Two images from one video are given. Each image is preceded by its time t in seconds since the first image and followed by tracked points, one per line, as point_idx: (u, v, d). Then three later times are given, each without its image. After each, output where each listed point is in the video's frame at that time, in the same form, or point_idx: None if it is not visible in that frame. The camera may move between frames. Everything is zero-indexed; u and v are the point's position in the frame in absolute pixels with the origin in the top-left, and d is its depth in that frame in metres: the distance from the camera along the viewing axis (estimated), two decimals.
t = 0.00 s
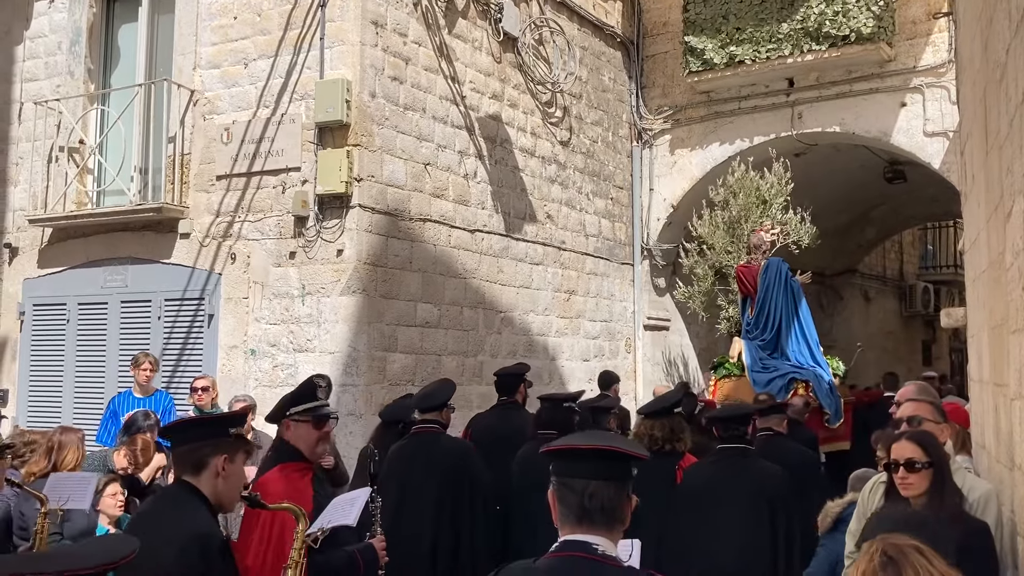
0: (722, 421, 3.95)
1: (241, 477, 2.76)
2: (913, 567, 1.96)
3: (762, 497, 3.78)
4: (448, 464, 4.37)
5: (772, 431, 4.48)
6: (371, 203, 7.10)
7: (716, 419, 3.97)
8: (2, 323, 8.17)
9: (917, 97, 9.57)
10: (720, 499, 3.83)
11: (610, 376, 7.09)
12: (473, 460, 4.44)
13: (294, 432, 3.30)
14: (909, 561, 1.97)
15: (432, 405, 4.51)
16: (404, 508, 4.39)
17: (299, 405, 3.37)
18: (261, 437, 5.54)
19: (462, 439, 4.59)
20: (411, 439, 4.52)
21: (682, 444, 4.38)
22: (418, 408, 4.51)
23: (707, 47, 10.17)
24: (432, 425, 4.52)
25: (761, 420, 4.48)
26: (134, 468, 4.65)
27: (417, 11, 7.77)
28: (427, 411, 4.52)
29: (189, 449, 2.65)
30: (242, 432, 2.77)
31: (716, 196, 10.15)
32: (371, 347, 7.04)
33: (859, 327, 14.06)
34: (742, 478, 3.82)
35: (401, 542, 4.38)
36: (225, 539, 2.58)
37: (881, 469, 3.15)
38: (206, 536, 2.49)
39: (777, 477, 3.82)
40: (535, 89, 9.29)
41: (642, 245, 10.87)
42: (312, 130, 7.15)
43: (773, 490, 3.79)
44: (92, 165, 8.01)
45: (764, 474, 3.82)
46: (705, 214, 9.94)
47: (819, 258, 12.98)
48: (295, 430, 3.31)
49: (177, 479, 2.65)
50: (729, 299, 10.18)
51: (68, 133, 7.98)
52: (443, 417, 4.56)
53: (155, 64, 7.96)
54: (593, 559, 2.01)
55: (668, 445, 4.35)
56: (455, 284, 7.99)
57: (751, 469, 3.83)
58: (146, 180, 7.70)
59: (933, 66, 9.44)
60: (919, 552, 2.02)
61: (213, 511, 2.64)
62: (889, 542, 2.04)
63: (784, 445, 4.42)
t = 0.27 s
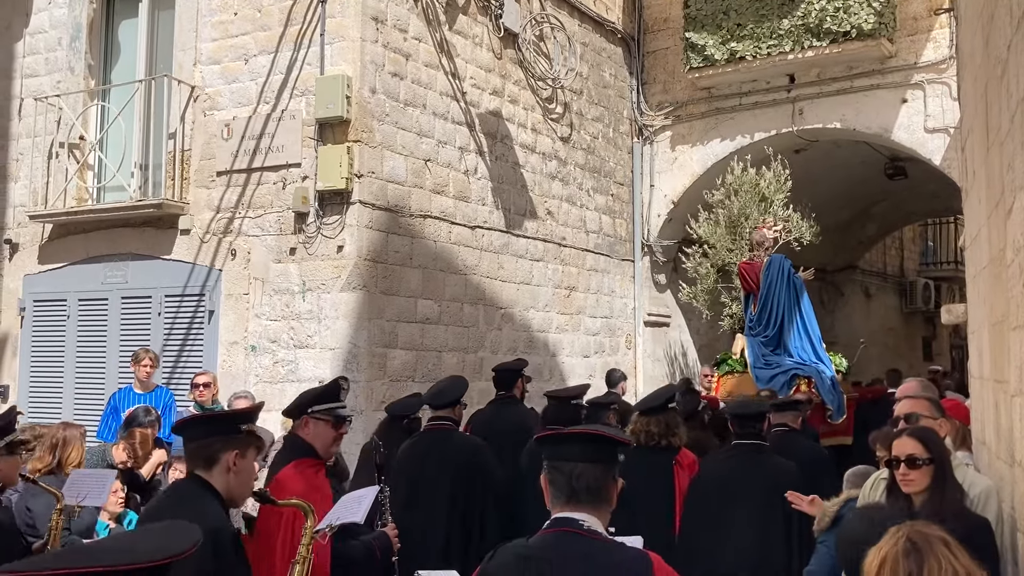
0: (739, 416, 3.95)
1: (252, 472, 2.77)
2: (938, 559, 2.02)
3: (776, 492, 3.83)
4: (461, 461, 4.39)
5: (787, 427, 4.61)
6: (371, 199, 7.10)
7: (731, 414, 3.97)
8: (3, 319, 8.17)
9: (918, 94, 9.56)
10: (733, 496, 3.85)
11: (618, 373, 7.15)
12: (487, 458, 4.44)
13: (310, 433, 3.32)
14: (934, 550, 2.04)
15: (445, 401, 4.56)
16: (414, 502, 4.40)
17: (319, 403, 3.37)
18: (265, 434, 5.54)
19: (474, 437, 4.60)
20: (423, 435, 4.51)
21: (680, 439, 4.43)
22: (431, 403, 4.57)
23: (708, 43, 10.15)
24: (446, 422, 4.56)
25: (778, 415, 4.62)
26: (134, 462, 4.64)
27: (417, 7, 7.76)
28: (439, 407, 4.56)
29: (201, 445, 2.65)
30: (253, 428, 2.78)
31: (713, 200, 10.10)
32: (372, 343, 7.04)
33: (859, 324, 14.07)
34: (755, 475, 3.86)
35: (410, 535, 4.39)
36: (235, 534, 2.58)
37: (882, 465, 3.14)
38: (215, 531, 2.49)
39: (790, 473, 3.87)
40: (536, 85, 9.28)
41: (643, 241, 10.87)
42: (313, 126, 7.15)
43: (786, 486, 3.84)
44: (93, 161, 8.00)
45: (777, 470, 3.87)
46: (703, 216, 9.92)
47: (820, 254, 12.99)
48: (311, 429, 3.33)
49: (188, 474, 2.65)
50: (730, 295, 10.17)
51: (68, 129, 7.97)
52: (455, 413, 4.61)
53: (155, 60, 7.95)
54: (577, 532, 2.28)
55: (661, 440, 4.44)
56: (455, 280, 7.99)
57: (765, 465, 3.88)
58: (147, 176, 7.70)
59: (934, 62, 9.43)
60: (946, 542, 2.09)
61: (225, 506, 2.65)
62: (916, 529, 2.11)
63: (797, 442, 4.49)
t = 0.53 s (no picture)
0: (756, 413, 4.14)
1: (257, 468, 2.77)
2: (958, 558, 1.95)
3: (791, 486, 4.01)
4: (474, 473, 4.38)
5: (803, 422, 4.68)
6: (372, 195, 7.10)
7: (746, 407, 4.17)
8: (3, 315, 8.18)
9: (919, 90, 9.55)
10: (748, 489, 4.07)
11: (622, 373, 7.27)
12: (504, 472, 4.40)
13: (330, 427, 3.34)
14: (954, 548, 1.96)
15: (464, 398, 4.58)
16: (433, 499, 4.45)
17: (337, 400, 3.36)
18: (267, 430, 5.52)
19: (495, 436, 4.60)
20: (443, 432, 4.56)
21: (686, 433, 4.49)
22: (451, 400, 4.59)
23: (708, 39, 10.14)
24: (465, 419, 4.58)
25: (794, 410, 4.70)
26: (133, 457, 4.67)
27: (417, 2, 7.75)
28: (461, 403, 4.59)
29: (206, 440, 2.66)
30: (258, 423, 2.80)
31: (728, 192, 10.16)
32: (372, 339, 7.04)
33: (860, 321, 14.07)
34: (770, 469, 4.06)
35: (428, 531, 4.47)
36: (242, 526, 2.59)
37: (882, 461, 3.13)
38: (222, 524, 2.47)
39: (805, 467, 4.02)
40: (537, 81, 9.28)
41: (643, 238, 10.87)
42: (313, 122, 7.15)
43: (801, 480, 4.00)
44: (93, 157, 8.00)
45: (793, 464, 4.04)
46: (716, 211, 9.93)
47: (821, 250, 12.98)
48: (331, 424, 3.34)
49: (196, 469, 2.66)
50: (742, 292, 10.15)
51: (68, 124, 7.97)
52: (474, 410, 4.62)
53: (155, 55, 7.94)
54: (565, 511, 2.46)
55: (660, 435, 4.56)
56: (455, 277, 7.98)
57: (781, 459, 4.07)
58: (147, 172, 7.70)
59: (935, 58, 9.41)
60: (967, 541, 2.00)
61: (230, 501, 2.65)
62: (937, 525, 2.03)
63: (814, 437, 4.54)
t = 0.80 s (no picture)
0: (766, 408, 4.23)
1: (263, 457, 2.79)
2: (918, 556, 1.94)
3: (800, 480, 4.09)
4: (501, 479, 4.40)
5: (810, 418, 4.69)
6: (372, 191, 7.09)
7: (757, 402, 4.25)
8: (4, 311, 8.18)
9: (920, 86, 9.54)
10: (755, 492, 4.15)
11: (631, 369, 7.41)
12: (523, 474, 4.49)
13: (358, 424, 3.47)
14: (915, 547, 1.96)
15: (483, 394, 4.63)
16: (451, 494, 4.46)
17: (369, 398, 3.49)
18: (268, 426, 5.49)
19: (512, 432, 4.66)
20: (462, 428, 4.61)
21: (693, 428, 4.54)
22: (471, 396, 4.64)
23: (709, 35, 10.11)
24: (483, 415, 4.64)
25: (801, 406, 4.70)
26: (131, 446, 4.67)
27: None
28: (479, 400, 4.64)
29: (213, 431, 2.67)
30: (263, 414, 2.81)
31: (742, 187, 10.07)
32: (373, 336, 7.04)
33: (861, 318, 14.06)
34: (780, 463, 4.14)
35: (445, 527, 4.46)
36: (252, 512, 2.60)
37: (884, 458, 3.14)
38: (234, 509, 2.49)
39: (815, 463, 4.10)
40: (538, 77, 9.27)
41: (644, 234, 10.87)
42: (314, 118, 7.14)
43: (811, 475, 4.07)
44: (93, 153, 7.99)
45: (803, 459, 4.12)
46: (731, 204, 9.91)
47: (821, 247, 12.97)
48: (359, 421, 3.47)
49: (201, 458, 2.67)
50: (757, 287, 10.13)
51: (69, 121, 7.97)
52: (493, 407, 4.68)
53: (156, 51, 7.93)
54: (553, 502, 2.50)
55: (661, 430, 4.64)
56: (456, 273, 7.98)
57: (791, 454, 4.15)
58: (148, 168, 7.70)
59: (937, 54, 9.40)
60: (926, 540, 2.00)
61: (237, 489, 2.66)
62: (895, 527, 2.03)
63: (821, 432, 4.58)
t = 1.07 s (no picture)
0: (769, 403, 4.24)
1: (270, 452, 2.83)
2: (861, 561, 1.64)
3: (802, 476, 4.12)
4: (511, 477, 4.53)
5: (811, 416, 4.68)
6: (373, 188, 7.09)
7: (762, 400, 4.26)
8: (5, 308, 8.19)
9: (921, 82, 9.53)
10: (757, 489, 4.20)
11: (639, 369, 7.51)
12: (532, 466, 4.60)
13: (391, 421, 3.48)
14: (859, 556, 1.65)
15: (490, 390, 4.72)
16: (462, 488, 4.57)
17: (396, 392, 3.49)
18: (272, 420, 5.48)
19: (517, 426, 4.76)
20: (468, 425, 4.68)
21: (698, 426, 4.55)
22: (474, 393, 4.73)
23: (710, 32, 10.11)
24: (491, 411, 4.72)
25: (801, 403, 4.68)
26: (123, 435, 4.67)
27: None
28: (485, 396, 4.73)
29: (220, 427, 2.72)
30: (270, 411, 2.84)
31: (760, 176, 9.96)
32: (374, 332, 7.05)
33: (862, 315, 14.06)
34: (782, 459, 4.17)
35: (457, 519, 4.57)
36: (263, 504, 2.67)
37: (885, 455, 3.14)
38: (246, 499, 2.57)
39: (816, 458, 4.13)
40: (538, 74, 9.26)
41: (645, 231, 10.87)
42: (315, 115, 7.13)
43: (812, 470, 4.11)
44: (94, 150, 7.99)
45: (804, 455, 4.14)
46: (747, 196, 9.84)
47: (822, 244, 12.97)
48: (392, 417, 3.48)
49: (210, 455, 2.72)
50: (768, 283, 10.11)
51: (70, 118, 7.96)
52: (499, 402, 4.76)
53: (156, 47, 7.92)
54: (542, 498, 2.49)
55: (671, 426, 4.61)
56: (457, 270, 7.98)
57: (793, 449, 4.18)
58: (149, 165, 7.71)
59: (938, 50, 9.39)
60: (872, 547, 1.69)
61: (246, 482, 2.72)
62: (838, 538, 1.72)
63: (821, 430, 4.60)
